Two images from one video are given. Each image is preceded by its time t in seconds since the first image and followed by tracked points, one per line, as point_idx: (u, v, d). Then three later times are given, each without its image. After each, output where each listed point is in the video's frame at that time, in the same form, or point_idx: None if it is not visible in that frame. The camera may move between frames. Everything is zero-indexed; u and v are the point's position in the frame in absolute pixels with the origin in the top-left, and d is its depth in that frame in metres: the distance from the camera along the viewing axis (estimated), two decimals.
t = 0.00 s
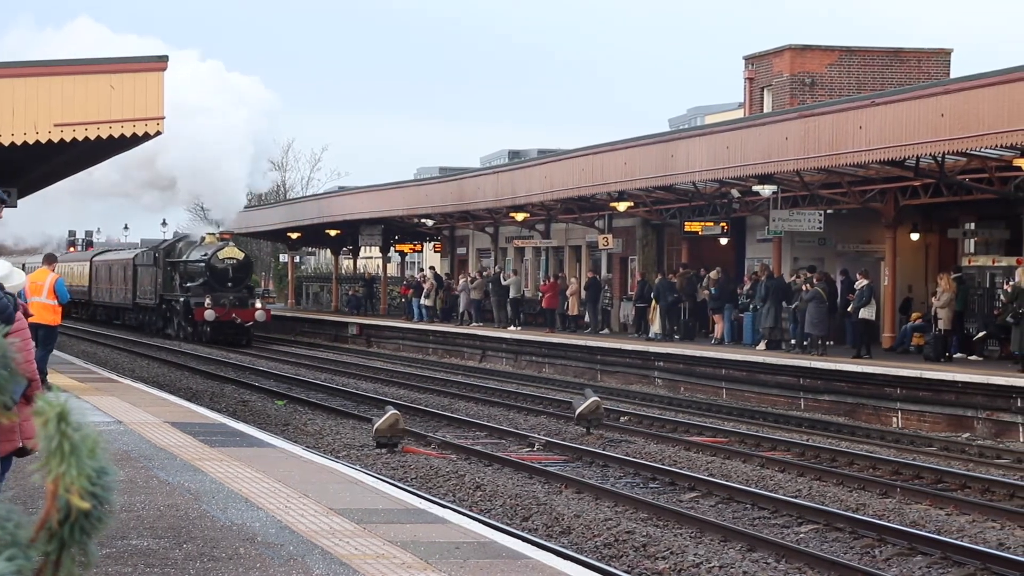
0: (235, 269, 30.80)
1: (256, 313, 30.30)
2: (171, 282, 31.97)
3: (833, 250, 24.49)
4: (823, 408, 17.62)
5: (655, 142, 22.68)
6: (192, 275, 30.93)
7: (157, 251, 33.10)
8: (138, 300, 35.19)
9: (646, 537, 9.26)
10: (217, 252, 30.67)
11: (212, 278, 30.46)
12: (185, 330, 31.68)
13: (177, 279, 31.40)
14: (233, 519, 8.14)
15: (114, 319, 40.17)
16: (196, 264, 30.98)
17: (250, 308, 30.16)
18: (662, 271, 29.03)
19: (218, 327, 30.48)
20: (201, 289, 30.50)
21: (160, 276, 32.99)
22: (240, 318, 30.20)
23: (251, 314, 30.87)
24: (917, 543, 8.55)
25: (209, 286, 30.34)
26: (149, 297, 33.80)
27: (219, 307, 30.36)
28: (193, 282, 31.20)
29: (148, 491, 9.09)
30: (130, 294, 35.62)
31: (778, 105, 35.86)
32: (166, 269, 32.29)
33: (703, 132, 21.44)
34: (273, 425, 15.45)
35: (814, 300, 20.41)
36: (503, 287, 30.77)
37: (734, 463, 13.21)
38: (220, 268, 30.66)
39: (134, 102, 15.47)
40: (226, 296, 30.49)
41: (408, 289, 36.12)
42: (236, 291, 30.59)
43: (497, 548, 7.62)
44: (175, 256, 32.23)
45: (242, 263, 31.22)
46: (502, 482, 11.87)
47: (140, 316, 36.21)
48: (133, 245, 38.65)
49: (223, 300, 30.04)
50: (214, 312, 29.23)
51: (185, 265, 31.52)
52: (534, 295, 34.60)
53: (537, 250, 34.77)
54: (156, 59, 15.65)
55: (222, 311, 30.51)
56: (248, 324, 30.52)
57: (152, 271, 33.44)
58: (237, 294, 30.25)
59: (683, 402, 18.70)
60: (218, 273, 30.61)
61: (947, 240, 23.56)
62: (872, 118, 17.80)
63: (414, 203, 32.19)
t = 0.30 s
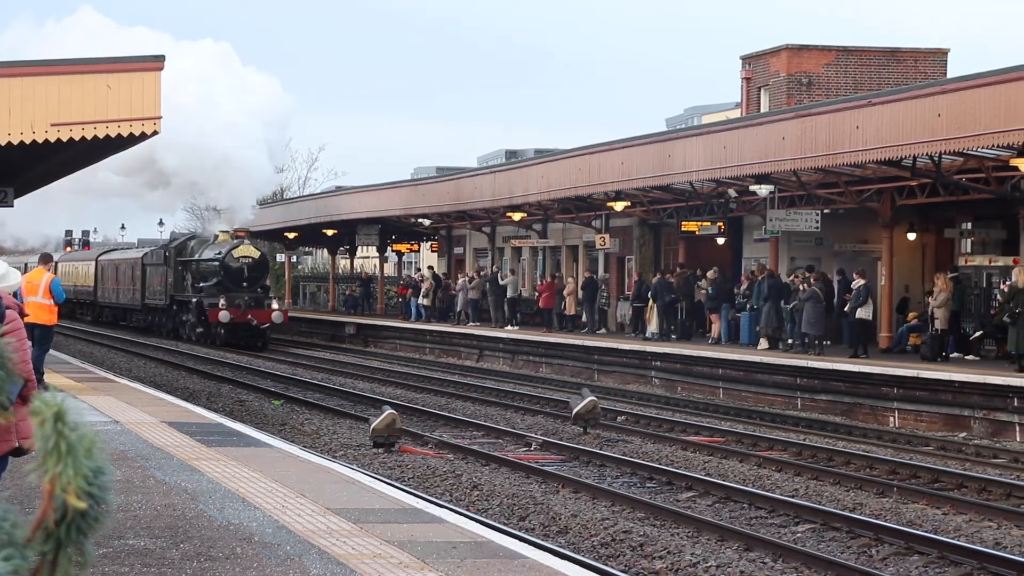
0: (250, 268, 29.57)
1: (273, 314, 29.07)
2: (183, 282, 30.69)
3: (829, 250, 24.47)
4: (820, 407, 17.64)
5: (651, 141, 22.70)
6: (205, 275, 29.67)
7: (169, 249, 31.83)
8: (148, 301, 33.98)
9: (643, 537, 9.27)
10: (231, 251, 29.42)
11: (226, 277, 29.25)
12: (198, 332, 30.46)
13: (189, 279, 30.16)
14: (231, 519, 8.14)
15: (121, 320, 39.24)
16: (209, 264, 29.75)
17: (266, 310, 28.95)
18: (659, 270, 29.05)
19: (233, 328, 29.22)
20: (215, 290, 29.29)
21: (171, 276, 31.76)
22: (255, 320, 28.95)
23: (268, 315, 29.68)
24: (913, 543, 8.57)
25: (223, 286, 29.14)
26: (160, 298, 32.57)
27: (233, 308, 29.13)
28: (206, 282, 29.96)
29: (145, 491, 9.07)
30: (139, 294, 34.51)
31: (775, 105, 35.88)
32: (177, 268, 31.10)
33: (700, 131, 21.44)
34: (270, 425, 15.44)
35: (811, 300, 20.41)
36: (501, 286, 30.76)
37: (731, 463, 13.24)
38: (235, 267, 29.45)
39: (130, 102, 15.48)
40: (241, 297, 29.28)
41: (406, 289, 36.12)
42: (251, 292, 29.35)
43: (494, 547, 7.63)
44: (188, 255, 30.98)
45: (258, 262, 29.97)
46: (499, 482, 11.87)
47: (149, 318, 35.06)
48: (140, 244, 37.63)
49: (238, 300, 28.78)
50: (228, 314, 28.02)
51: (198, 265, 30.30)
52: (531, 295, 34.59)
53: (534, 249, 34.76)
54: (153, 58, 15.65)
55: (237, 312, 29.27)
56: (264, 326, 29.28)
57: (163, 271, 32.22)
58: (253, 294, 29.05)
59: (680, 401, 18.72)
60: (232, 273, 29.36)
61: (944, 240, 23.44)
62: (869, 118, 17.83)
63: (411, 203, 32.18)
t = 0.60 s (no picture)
0: (264, 267, 28.50)
1: (288, 315, 27.99)
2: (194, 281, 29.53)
3: (823, 249, 24.51)
4: (814, 407, 17.69)
5: (645, 141, 22.72)
6: (217, 274, 28.48)
7: (179, 246, 30.66)
8: (157, 301, 32.83)
9: (637, 536, 9.28)
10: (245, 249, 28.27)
11: (239, 277, 28.19)
12: (210, 334, 29.35)
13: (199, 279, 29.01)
14: (224, 519, 8.13)
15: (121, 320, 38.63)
16: (221, 263, 28.65)
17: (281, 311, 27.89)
18: (653, 270, 29.09)
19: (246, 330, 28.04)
20: (227, 290, 28.20)
21: (181, 275, 30.65)
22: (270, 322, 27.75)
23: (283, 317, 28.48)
24: (907, 542, 8.58)
25: (236, 286, 28.07)
26: (170, 298, 31.42)
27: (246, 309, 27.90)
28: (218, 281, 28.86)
29: (138, 490, 9.07)
30: (146, 294, 33.44)
31: (769, 104, 35.94)
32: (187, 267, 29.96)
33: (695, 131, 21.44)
34: (264, 424, 15.43)
35: (805, 299, 20.44)
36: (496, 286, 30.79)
37: (724, 462, 13.28)
38: (248, 266, 28.39)
39: (124, 101, 15.46)
40: (255, 297, 28.21)
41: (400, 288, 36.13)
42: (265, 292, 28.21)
43: (487, 546, 7.64)
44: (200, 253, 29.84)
45: (273, 260, 28.87)
46: (493, 480, 11.89)
47: (156, 319, 33.93)
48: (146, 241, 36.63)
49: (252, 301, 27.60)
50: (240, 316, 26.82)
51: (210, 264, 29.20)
52: (525, 293, 34.62)
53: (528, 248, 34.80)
54: (147, 57, 15.62)
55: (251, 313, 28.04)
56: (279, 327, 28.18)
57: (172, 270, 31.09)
58: (267, 295, 28.01)
59: (673, 400, 18.77)
60: (245, 272, 28.21)
61: (937, 238, 23.68)
62: (863, 117, 17.87)
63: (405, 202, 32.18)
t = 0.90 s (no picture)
0: (270, 266, 27.29)
1: (295, 317, 26.68)
2: (195, 281, 28.25)
3: (808, 249, 24.69)
4: (797, 406, 17.77)
5: (629, 141, 22.77)
6: (220, 274, 27.21)
7: (179, 245, 29.29)
8: (154, 303, 31.48)
9: (620, 535, 9.31)
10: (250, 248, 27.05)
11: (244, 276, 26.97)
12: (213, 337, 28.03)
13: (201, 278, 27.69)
14: (208, 519, 8.11)
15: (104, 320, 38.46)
16: (224, 261, 27.41)
17: (288, 312, 26.61)
18: (637, 269, 29.14)
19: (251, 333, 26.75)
20: (231, 290, 26.95)
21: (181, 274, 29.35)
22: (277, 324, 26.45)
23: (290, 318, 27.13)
24: (890, 541, 8.64)
25: (241, 285, 26.83)
26: (169, 299, 30.10)
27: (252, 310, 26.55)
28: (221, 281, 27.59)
29: (122, 490, 9.03)
30: (142, 294, 32.14)
31: (753, 104, 36.03)
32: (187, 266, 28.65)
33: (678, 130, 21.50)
34: (248, 424, 15.40)
35: (790, 299, 20.52)
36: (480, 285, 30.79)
37: (708, 461, 13.33)
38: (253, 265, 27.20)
39: (107, 100, 15.42)
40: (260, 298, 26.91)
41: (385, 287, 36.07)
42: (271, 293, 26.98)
43: (471, 545, 7.65)
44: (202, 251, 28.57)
45: (279, 259, 27.63)
46: (477, 480, 11.91)
47: (153, 321, 32.62)
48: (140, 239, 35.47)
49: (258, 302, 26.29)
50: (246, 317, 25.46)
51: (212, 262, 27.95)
52: (509, 292, 34.63)
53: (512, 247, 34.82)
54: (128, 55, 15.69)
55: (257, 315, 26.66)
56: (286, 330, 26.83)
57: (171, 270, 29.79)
58: (273, 295, 26.79)
59: (657, 399, 18.82)
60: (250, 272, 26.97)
61: (920, 238, 23.75)
62: (847, 117, 17.95)
63: (389, 202, 32.15)
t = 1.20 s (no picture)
0: (275, 265, 25.73)
1: (302, 319, 25.29)
2: (194, 280, 26.73)
3: (787, 248, 24.65)
4: (777, 405, 17.88)
5: (609, 141, 22.82)
6: (221, 273, 25.73)
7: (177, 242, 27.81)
8: (150, 304, 29.83)
9: (600, 534, 9.34)
10: (252, 245, 25.54)
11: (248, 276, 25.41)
12: (214, 339, 26.47)
13: (201, 278, 26.20)
14: (187, 519, 8.09)
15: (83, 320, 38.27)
16: (226, 260, 25.83)
17: (295, 314, 25.20)
18: (617, 269, 29.22)
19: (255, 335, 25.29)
20: (234, 290, 25.37)
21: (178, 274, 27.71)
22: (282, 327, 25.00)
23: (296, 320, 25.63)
24: (869, 540, 8.71)
25: (244, 285, 25.25)
26: (166, 300, 28.45)
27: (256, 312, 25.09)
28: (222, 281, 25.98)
29: (100, 490, 9.01)
30: (136, 294, 30.70)
31: (733, 103, 36.16)
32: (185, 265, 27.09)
33: (658, 130, 21.56)
34: (227, 423, 15.38)
35: (770, 298, 20.61)
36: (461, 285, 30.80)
37: (688, 460, 13.37)
38: (257, 265, 25.64)
39: (87, 99, 15.37)
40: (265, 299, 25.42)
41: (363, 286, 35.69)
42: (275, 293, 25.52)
43: (452, 545, 7.67)
44: (201, 249, 26.94)
45: (284, 258, 26.07)
46: (457, 479, 11.93)
47: (147, 322, 30.98)
48: (132, 238, 34.07)
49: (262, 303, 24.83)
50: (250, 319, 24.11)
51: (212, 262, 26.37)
52: (489, 292, 34.67)
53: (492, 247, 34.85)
54: (108, 55, 15.68)
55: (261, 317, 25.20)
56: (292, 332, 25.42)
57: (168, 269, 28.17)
58: (279, 296, 25.24)
59: (637, 399, 18.89)
60: (254, 271, 25.49)
61: (899, 237, 23.93)
62: (826, 117, 18.05)
63: (369, 201, 32.11)
